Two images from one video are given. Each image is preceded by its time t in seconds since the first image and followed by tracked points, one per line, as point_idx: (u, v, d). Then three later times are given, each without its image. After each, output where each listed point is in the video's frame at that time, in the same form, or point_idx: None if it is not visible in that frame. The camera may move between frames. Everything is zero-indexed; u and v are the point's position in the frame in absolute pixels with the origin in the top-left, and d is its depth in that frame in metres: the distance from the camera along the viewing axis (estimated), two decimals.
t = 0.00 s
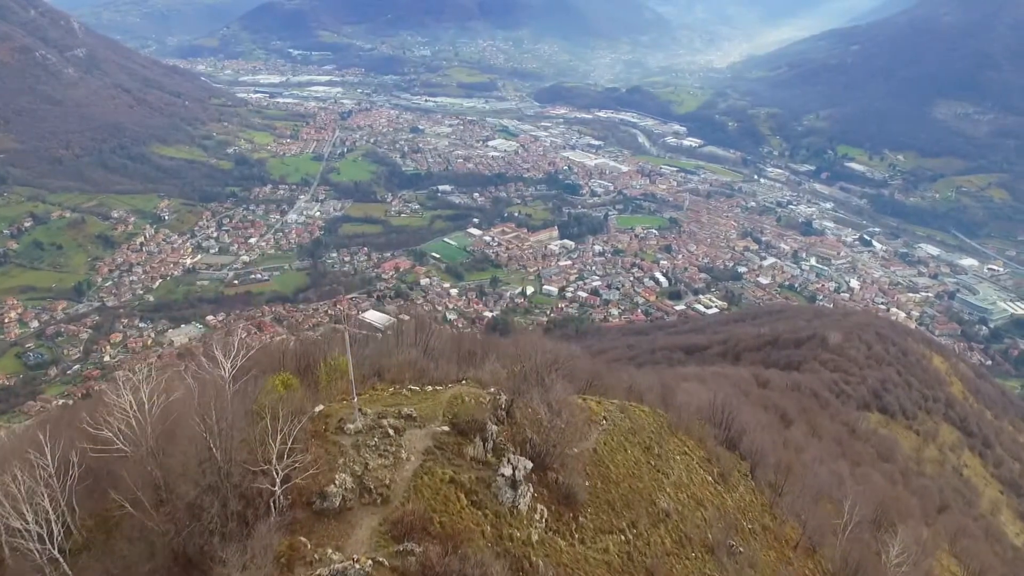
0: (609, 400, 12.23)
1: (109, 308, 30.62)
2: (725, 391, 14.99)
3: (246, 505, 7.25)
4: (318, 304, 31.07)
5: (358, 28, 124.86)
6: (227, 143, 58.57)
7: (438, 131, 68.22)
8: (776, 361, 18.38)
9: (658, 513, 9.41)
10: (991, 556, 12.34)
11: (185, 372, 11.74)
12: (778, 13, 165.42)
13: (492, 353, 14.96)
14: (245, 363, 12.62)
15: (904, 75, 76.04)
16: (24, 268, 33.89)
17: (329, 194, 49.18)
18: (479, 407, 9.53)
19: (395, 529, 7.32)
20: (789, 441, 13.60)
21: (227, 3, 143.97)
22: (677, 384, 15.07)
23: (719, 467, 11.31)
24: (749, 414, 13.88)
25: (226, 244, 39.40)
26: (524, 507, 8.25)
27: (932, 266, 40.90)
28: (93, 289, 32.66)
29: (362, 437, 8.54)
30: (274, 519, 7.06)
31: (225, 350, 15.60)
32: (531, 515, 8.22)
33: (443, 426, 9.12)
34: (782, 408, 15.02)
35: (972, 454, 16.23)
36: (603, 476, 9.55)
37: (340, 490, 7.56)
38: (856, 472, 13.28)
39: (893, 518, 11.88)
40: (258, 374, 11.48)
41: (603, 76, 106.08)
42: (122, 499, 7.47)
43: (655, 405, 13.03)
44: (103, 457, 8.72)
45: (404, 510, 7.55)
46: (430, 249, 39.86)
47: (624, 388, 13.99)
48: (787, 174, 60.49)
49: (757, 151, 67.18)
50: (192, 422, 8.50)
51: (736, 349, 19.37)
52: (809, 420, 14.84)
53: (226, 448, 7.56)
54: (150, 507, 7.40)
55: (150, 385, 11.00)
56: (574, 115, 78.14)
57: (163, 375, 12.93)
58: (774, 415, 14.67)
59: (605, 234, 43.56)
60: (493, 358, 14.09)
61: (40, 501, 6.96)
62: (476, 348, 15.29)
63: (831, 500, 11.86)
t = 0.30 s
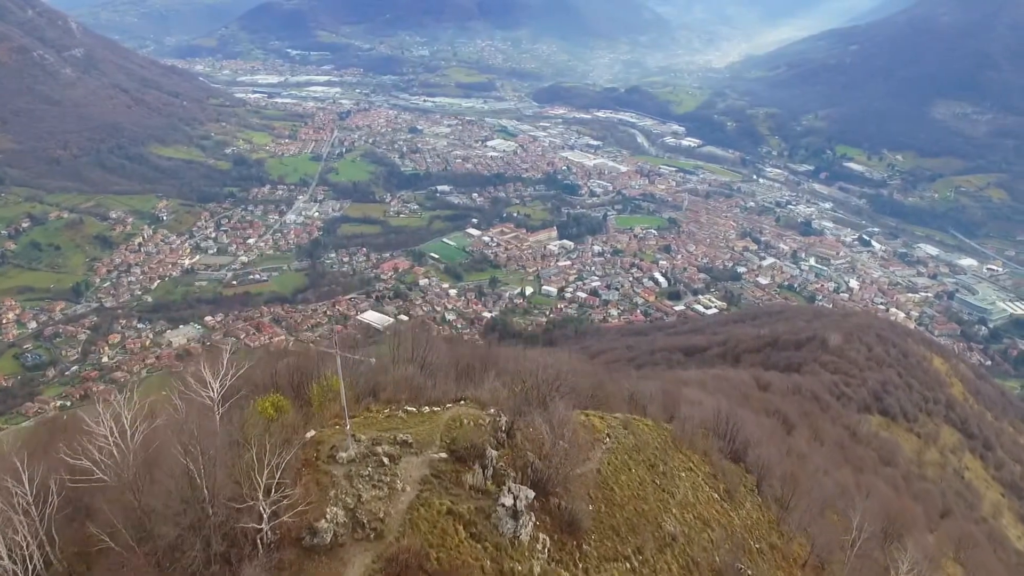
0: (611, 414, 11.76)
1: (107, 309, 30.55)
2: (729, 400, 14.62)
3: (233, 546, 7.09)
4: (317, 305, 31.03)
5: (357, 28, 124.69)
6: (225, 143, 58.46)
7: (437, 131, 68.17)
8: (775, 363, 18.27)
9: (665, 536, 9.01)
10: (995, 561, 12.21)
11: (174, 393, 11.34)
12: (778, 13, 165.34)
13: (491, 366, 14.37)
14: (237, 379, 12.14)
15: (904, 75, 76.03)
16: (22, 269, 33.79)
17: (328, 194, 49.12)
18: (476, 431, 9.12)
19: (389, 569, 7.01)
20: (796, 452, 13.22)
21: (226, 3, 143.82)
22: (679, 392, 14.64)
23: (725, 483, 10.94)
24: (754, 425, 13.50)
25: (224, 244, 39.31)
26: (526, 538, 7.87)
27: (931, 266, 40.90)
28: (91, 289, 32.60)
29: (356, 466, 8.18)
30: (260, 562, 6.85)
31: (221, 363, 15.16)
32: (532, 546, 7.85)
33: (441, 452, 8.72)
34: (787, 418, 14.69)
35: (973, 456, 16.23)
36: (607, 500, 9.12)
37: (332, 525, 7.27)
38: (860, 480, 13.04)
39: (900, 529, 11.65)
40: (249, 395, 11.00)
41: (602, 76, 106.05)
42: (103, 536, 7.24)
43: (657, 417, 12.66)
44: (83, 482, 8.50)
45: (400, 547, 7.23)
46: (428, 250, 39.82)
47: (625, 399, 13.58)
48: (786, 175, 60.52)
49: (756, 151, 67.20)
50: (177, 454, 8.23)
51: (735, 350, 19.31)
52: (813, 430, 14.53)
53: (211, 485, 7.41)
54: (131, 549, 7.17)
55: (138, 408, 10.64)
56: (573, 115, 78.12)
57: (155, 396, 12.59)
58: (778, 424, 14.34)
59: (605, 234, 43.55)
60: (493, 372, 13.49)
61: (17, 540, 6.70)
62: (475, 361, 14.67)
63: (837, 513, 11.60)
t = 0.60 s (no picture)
0: (613, 430, 11.20)
1: (106, 310, 30.48)
2: (733, 408, 14.14)
3: None
4: (315, 306, 30.99)
5: (356, 28, 124.65)
6: (225, 143, 58.41)
7: (436, 131, 68.17)
8: (776, 364, 18.08)
9: (672, 564, 8.47)
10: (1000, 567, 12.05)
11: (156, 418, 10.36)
12: (777, 12, 165.43)
13: (496, 380, 13.23)
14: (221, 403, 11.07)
15: (903, 75, 76.01)
16: (20, 270, 33.68)
17: (327, 194, 49.07)
18: (475, 456, 8.44)
19: None
20: (804, 465, 12.68)
21: (225, 4, 143.72)
22: (683, 400, 14.07)
23: (732, 500, 10.40)
24: (762, 435, 12.96)
25: (223, 245, 39.22)
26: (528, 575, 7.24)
27: (931, 266, 40.88)
28: (90, 290, 32.54)
29: (346, 500, 7.31)
30: None
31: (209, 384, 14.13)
32: None
33: (438, 481, 7.91)
34: (794, 427, 14.22)
35: (975, 459, 16.16)
36: (613, 526, 8.53)
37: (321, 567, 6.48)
38: (867, 489, 12.68)
39: (910, 543, 11.25)
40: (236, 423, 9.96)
41: (601, 76, 106.08)
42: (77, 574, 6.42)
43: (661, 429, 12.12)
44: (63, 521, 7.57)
45: None
46: (427, 250, 39.77)
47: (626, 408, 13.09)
48: (785, 174, 60.52)
49: (755, 151, 67.19)
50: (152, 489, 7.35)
51: (735, 352, 19.16)
52: (819, 438, 14.12)
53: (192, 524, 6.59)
54: None
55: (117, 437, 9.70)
56: (572, 115, 78.11)
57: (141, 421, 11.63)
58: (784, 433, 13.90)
59: (604, 235, 43.55)
60: (499, 389, 12.34)
61: None
62: (477, 374, 13.50)
63: (846, 527, 11.10)
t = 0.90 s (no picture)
0: (617, 446, 10.73)
1: (104, 311, 30.38)
2: (737, 417, 13.75)
3: None
4: (314, 306, 30.93)
5: (355, 28, 124.42)
6: (224, 143, 58.29)
7: (435, 131, 68.08)
8: (776, 366, 17.92)
9: None
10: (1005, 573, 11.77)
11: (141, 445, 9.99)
12: (776, 12, 165.33)
13: (495, 394, 12.75)
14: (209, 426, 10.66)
15: (903, 75, 75.99)
16: (18, 271, 33.57)
17: (326, 195, 48.98)
18: (475, 486, 8.28)
19: None
20: (811, 474, 12.21)
21: (224, 4, 143.49)
22: (687, 408, 13.59)
23: (739, 517, 9.89)
24: (770, 446, 12.50)
25: (222, 246, 39.13)
26: None
27: (931, 267, 40.87)
28: (88, 291, 32.46)
29: (339, 539, 7.24)
30: None
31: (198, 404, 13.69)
32: None
33: (435, 515, 7.74)
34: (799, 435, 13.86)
35: (977, 461, 16.06)
36: (617, 556, 8.18)
37: None
38: (873, 497, 12.28)
39: (918, 556, 10.87)
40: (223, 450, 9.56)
41: (601, 76, 106.02)
42: None
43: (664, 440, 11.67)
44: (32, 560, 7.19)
45: None
46: (427, 251, 39.68)
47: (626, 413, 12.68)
48: (785, 174, 60.59)
49: (754, 151, 67.18)
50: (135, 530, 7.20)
51: (735, 354, 19.06)
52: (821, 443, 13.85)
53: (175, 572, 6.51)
54: None
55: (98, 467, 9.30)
56: (572, 115, 78.06)
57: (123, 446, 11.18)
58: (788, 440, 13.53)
59: (604, 235, 43.50)
60: (499, 404, 11.86)
61: None
62: (474, 389, 13.02)
63: (853, 541, 10.68)
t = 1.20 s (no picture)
0: (621, 464, 10.17)
1: (102, 311, 30.33)
2: (741, 425, 13.34)
3: None
4: (313, 306, 30.88)
5: (355, 28, 124.31)
6: (223, 143, 58.21)
7: (435, 131, 68.01)
8: (776, 369, 17.79)
9: None
10: None
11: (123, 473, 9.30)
12: (775, 12, 165.40)
13: (496, 411, 12.12)
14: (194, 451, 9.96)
15: (902, 75, 76.03)
16: (17, 272, 33.47)
17: (325, 195, 48.91)
18: (475, 518, 7.49)
19: None
20: (817, 485, 11.79)
21: (223, 4, 143.39)
22: (689, 418, 13.17)
23: (748, 539, 9.38)
24: (778, 460, 12.04)
25: (221, 246, 39.06)
26: None
27: (931, 267, 40.85)
28: (87, 291, 32.37)
29: None
30: None
31: (183, 428, 12.97)
32: None
33: (431, 553, 6.98)
34: (803, 443, 13.51)
35: (978, 463, 15.98)
36: None
37: None
38: (878, 506, 11.93)
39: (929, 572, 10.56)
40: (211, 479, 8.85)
41: (600, 76, 106.06)
42: None
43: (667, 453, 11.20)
44: None
45: None
46: (426, 251, 39.60)
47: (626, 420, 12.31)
48: (784, 174, 60.64)
49: (753, 151, 67.17)
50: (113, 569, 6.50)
51: (736, 356, 18.99)
52: (825, 451, 13.50)
53: None
54: None
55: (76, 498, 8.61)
56: (571, 115, 78.03)
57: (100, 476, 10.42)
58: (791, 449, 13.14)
59: (603, 235, 43.44)
60: (501, 422, 11.21)
61: None
62: (473, 405, 12.36)
63: (862, 556, 10.30)
